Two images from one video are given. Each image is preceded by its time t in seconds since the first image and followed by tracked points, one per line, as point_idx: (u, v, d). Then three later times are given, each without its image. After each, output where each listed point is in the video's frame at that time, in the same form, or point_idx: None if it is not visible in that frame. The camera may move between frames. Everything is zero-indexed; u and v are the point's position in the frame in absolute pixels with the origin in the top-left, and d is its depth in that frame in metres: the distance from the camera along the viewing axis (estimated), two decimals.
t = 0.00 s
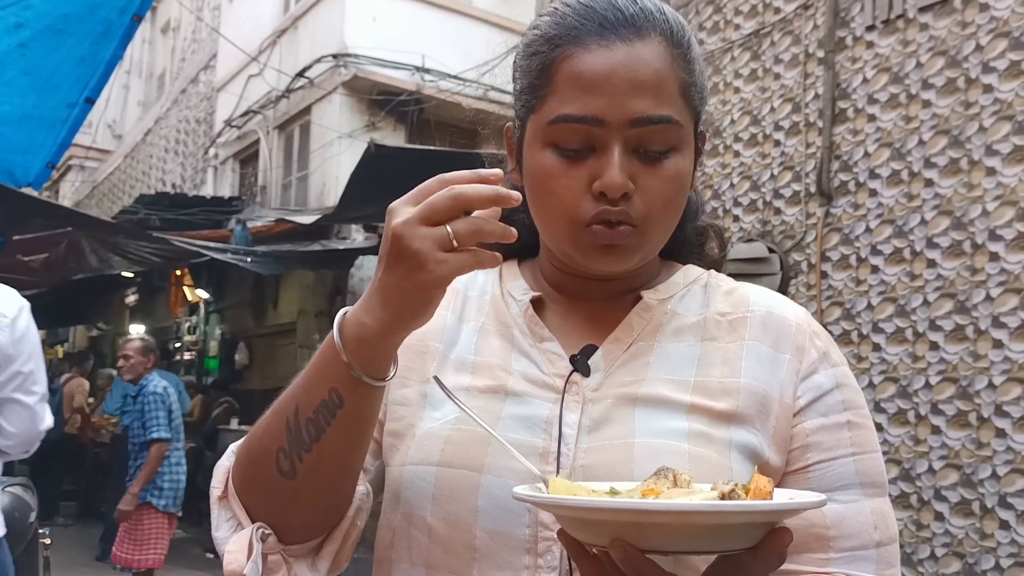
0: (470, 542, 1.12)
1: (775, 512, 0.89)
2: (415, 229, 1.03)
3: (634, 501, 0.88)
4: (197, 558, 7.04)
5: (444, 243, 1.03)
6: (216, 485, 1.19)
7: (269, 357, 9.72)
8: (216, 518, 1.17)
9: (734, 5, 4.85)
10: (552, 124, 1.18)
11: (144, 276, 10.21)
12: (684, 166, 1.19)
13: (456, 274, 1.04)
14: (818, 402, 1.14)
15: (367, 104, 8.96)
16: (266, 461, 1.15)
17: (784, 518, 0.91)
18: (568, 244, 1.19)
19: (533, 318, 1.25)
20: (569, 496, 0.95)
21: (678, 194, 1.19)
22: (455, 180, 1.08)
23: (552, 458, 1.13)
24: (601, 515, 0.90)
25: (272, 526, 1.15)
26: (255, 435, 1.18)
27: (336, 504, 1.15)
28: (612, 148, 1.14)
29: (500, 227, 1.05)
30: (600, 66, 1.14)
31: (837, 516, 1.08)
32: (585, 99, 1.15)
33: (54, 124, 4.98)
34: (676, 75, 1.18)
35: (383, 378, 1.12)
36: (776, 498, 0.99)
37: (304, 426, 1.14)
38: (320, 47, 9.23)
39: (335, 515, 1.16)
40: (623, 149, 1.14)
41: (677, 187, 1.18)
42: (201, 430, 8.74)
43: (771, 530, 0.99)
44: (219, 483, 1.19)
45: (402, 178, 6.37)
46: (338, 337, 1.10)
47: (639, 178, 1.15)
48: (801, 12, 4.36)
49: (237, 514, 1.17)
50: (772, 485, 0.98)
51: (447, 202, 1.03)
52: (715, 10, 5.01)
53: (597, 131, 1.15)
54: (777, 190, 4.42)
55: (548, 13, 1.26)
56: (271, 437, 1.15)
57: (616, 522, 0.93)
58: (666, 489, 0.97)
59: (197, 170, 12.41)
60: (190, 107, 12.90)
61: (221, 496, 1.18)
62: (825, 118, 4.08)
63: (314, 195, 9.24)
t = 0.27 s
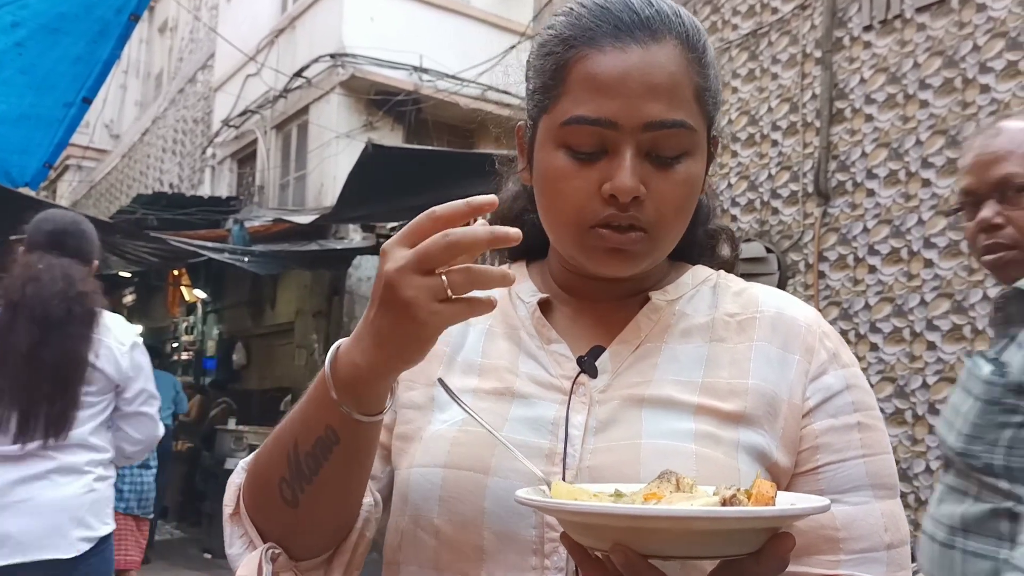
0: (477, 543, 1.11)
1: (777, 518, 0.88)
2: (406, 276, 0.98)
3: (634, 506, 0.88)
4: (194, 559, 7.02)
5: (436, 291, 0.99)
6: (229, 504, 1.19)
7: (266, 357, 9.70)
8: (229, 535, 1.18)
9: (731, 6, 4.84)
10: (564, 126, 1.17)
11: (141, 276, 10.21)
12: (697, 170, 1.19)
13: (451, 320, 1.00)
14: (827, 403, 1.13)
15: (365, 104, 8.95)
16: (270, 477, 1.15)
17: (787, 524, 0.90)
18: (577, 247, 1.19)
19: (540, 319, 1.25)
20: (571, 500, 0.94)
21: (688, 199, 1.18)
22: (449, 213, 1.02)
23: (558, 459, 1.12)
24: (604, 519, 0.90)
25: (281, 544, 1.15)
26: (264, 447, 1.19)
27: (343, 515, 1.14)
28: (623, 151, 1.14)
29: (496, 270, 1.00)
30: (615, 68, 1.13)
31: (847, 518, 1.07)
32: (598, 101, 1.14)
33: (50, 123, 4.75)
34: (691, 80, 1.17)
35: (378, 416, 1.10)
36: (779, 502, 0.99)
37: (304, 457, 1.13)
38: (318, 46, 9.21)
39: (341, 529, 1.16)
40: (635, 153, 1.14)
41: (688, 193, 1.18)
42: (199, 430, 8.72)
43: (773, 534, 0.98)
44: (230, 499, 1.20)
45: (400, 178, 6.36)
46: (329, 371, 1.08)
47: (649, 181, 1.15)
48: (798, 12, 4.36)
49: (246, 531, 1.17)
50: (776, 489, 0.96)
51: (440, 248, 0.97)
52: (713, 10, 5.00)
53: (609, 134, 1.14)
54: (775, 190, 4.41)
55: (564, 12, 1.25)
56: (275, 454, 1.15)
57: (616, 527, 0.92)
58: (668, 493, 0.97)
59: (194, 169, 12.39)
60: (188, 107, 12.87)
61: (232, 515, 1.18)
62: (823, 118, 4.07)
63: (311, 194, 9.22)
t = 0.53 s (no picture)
0: (480, 545, 1.10)
1: (783, 514, 0.87)
2: (321, 388, 0.98)
3: (639, 501, 0.87)
4: (190, 558, 6.99)
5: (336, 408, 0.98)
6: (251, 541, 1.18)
7: (264, 356, 9.68)
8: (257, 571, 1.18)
9: (730, 5, 4.82)
10: (584, 106, 1.18)
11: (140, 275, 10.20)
12: (700, 187, 1.19)
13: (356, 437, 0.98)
14: (835, 402, 1.12)
15: (363, 104, 8.92)
16: (284, 526, 1.13)
17: (793, 519, 0.89)
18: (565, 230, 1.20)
19: (544, 321, 1.22)
20: (575, 497, 0.93)
21: (686, 211, 1.18)
22: (368, 326, 0.97)
23: (561, 460, 1.12)
24: (607, 515, 0.89)
25: None
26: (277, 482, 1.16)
27: (353, 552, 1.14)
28: (630, 147, 1.14)
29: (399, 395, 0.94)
30: (644, 64, 1.13)
31: (855, 517, 1.07)
32: (619, 92, 1.15)
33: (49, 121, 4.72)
34: (719, 98, 1.17)
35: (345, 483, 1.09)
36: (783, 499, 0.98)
37: (290, 516, 1.12)
38: (317, 46, 9.18)
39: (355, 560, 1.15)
40: (641, 151, 1.14)
41: (687, 204, 1.18)
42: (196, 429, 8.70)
43: (779, 532, 0.97)
44: (252, 536, 1.18)
45: (401, 178, 6.36)
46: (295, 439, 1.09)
47: (648, 182, 1.15)
48: (797, 12, 4.35)
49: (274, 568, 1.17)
50: (780, 485, 0.95)
51: (349, 365, 0.96)
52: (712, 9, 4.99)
53: (621, 127, 1.14)
54: (773, 190, 4.39)
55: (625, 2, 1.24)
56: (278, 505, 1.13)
57: (620, 523, 0.91)
58: (673, 490, 0.96)
59: (193, 169, 12.38)
60: (186, 106, 12.85)
61: (255, 551, 1.18)
62: (821, 118, 4.06)
63: (310, 194, 9.20)
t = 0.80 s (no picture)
0: (488, 544, 1.10)
1: (791, 523, 0.86)
2: (394, 460, 0.97)
3: (647, 509, 0.86)
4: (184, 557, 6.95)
5: (413, 480, 0.97)
6: (281, 547, 1.21)
7: (261, 355, 9.65)
8: None
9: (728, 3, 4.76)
10: (612, 111, 1.16)
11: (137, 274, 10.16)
12: (732, 186, 1.19)
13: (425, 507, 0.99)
14: (850, 407, 1.10)
15: (361, 102, 8.90)
16: (310, 544, 1.15)
17: (802, 529, 0.88)
18: (596, 239, 1.18)
19: (557, 319, 1.21)
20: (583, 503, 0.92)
21: (715, 212, 1.18)
22: (453, 405, 0.96)
23: (569, 460, 1.10)
24: (613, 522, 0.88)
25: None
26: (309, 495, 1.18)
27: (380, 556, 1.18)
28: (664, 151, 1.13)
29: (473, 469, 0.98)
30: (675, 66, 1.12)
31: (868, 523, 1.05)
32: (651, 96, 1.13)
33: (46, 120, 4.59)
34: (746, 96, 1.16)
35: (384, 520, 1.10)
36: (792, 508, 0.96)
37: (325, 541, 1.13)
38: (314, 44, 9.16)
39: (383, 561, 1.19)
40: (675, 155, 1.13)
41: (717, 205, 1.18)
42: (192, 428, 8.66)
43: (786, 540, 0.95)
44: (281, 543, 1.21)
45: (399, 176, 6.33)
46: (333, 486, 1.07)
47: (681, 186, 1.14)
48: (795, 11, 4.21)
49: (303, 570, 1.20)
50: (789, 495, 0.94)
51: (431, 443, 0.96)
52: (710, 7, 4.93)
53: (654, 131, 1.13)
54: (772, 190, 4.23)
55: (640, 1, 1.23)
56: (311, 531, 1.14)
57: (626, 530, 0.90)
58: (680, 496, 0.95)
59: (191, 168, 12.34)
60: (184, 105, 12.81)
61: (286, 558, 1.21)
62: (819, 117, 3.94)
63: (308, 192, 9.17)
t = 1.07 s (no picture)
0: (500, 547, 1.11)
1: (798, 535, 0.84)
2: (429, 447, 0.98)
3: (653, 518, 0.85)
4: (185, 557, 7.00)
5: (448, 468, 0.98)
6: (297, 548, 1.23)
7: (260, 355, 9.64)
8: None
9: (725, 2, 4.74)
10: (611, 120, 1.15)
11: (135, 274, 10.15)
12: (743, 173, 1.18)
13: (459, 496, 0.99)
14: (862, 409, 1.09)
15: (359, 102, 8.89)
16: (334, 546, 1.17)
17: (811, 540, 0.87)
18: (614, 248, 1.18)
19: (570, 322, 1.21)
20: (590, 512, 0.92)
21: (731, 204, 1.17)
22: (494, 402, 0.99)
23: (580, 465, 1.11)
24: (623, 532, 0.87)
25: None
26: (330, 497, 1.20)
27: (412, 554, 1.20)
28: (672, 149, 1.12)
29: (515, 462, 0.98)
30: (668, 63, 1.11)
31: (880, 526, 1.05)
32: (649, 97, 1.13)
33: (44, 119, 4.56)
34: (743, 80, 1.16)
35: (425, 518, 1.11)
36: (803, 516, 0.95)
37: (355, 544, 1.14)
38: (312, 44, 9.14)
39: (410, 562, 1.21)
40: (683, 152, 1.12)
41: (733, 195, 1.17)
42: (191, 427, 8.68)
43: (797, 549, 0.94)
44: (298, 544, 1.23)
45: (397, 176, 6.32)
46: (371, 484, 1.08)
47: (695, 182, 1.13)
48: (793, 10, 4.20)
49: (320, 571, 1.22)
50: (799, 503, 0.92)
51: (469, 432, 0.97)
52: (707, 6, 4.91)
53: (659, 131, 1.12)
54: (769, 189, 4.22)
55: (617, 5, 1.23)
56: (338, 535, 1.15)
57: (633, 539, 0.89)
58: (690, 505, 0.94)
59: (189, 167, 12.33)
60: (182, 104, 12.79)
61: (302, 559, 1.23)
62: (816, 117, 3.93)
63: (306, 192, 9.16)
